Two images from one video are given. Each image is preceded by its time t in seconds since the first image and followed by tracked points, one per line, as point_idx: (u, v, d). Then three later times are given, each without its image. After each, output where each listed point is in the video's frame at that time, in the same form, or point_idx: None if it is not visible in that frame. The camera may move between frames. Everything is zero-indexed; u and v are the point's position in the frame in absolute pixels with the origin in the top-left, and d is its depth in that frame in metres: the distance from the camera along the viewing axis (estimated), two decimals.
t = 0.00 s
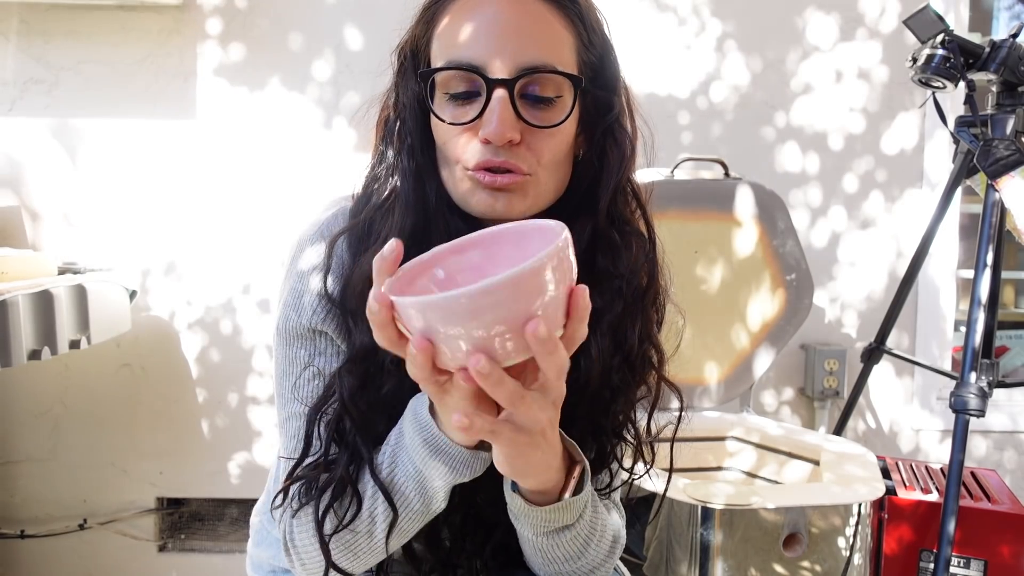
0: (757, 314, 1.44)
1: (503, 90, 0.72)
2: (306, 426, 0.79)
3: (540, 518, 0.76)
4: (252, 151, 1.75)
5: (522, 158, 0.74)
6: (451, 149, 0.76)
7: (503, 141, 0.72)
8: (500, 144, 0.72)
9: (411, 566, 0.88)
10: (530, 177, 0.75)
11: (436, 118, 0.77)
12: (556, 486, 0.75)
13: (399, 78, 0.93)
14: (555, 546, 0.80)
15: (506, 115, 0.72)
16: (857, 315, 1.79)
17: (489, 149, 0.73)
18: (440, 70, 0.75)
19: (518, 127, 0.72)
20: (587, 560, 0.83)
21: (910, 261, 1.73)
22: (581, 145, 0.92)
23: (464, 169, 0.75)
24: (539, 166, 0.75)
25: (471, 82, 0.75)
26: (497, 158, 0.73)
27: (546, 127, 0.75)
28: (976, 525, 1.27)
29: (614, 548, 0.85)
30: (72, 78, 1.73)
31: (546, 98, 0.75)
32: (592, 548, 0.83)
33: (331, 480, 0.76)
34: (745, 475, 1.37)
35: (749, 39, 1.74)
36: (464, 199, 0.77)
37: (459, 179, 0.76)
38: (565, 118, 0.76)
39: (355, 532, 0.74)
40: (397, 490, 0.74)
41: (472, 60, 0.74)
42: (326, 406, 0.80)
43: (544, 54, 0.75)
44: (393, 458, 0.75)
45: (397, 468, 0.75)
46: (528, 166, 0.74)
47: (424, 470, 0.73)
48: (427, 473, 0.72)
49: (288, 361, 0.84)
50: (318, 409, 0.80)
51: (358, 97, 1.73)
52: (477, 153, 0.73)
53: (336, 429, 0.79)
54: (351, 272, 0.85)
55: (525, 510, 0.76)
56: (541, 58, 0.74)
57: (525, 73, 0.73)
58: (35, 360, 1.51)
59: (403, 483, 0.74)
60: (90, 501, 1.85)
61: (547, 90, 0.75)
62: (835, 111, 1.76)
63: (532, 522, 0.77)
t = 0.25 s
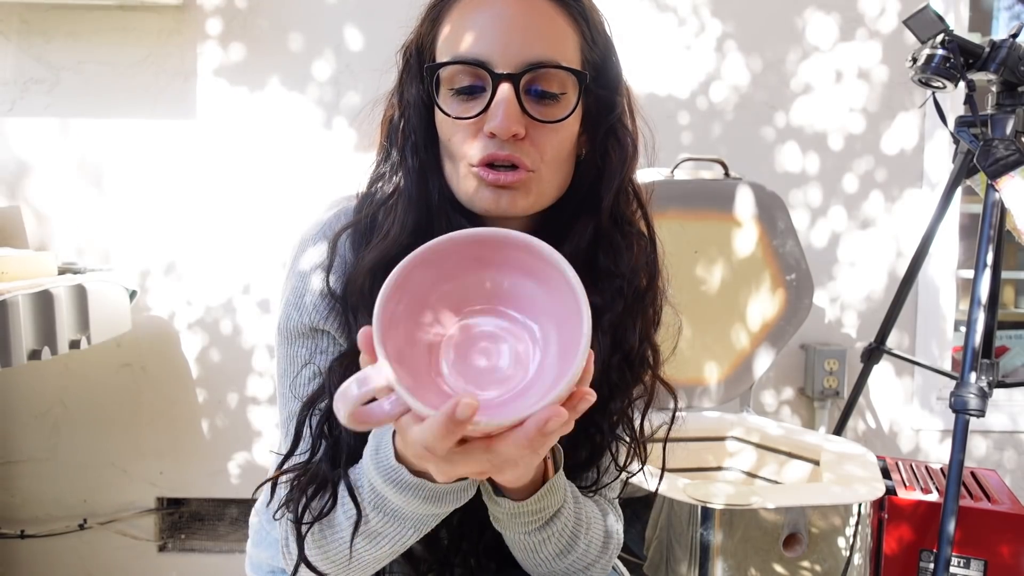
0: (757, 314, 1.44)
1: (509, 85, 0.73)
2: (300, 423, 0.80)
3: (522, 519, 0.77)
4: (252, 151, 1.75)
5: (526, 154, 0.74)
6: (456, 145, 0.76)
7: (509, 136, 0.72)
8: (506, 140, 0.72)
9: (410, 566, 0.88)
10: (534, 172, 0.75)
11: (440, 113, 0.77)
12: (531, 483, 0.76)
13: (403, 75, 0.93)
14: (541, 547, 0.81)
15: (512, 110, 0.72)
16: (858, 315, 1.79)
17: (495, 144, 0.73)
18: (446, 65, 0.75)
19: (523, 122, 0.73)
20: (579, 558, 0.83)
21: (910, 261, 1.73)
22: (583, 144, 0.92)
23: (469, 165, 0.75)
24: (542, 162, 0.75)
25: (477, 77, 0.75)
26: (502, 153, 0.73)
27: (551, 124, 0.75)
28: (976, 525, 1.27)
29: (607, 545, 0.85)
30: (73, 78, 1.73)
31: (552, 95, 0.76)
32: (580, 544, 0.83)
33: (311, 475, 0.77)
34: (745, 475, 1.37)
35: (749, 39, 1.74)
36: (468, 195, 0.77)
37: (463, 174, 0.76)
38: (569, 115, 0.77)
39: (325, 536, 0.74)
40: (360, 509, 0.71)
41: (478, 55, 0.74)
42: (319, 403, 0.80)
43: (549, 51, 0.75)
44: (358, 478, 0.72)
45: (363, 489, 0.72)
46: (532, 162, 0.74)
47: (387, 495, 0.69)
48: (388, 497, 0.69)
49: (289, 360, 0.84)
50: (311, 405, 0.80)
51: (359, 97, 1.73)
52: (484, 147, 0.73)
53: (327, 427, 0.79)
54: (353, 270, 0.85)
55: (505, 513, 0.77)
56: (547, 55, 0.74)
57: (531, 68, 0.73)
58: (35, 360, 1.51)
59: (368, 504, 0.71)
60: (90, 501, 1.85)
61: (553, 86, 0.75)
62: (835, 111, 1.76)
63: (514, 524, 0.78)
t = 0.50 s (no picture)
0: (757, 314, 1.44)
1: (510, 89, 0.73)
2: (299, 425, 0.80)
3: (517, 520, 0.77)
4: (252, 151, 1.75)
5: (527, 157, 0.74)
6: (457, 148, 0.76)
7: (509, 140, 0.72)
8: (506, 143, 0.72)
9: (409, 566, 0.88)
10: (534, 176, 0.75)
11: (441, 115, 0.77)
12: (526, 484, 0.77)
13: (405, 77, 0.93)
14: (538, 547, 0.81)
15: (512, 113, 0.72)
16: (857, 315, 1.79)
17: (495, 148, 0.73)
18: (448, 68, 0.75)
19: (524, 126, 0.72)
20: (578, 558, 0.83)
21: (910, 261, 1.73)
22: (584, 146, 0.92)
23: (469, 168, 0.75)
24: (543, 166, 0.75)
25: (478, 81, 0.74)
26: (502, 157, 0.73)
27: (552, 128, 0.75)
28: (976, 525, 1.27)
29: (607, 545, 0.86)
30: (72, 78, 1.73)
31: (552, 99, 0.76)
32: (579, 543, 0.83)
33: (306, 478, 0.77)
34: (745, 475, 1.37)
35: (749, 39, 1.74)
36: (468, 198, 0.77)
37: (464, 177, 0.76)
38: (570, 120, 0.77)
39: (321, 539, 0.74)
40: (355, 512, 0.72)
41: (479, 59, 0.74)
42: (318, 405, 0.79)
43: (551, 55, 0.75)
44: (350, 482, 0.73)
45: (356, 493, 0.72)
46: (532, 165, 0.74)
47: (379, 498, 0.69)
48: (381, 500, 0.69)
49: (289, 362, 0.84)
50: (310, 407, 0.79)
51: (359, 97, 1.73)
52: (484, 151, 0.73)
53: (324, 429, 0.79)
54: (353, 272, 0.85)
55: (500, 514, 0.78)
56: (549, 58, 0.74)
57: (532, 72, 0.73)
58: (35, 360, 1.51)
59: (361, 508, 0.71)
60: (90, 501, 1.85)
61: (553, 91, 0.75)
62: (835, 111, 1.76)
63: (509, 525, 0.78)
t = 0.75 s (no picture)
0: (757, 314, 1.44)
1: (510, 89, 0.72)
2: (298, 424, 0.80)
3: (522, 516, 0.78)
4: (252, 151, 1.75)
5: (528, 158, 0.74)
6: (458, 148, 0.76)
7: (510, 139, 0.72)
8: (506, 143, 0.72)
9: (408, 565, 0.88)
10: (535, 176, 0.75)
11: (441, 115, 0.77)
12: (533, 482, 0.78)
13: (405, 76, 0.92)
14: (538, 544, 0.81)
15: (513, 114, 0.71)
16: (858, 315, 1.79)
17: (495, 148, 0.73)
18: (449, 68, 0.75)
19: (525, 126, 0.72)
20: (578, 556, 0.83)
21: (910, 260, 1.73)
22: (585, 146, 0.91)
23: (471, 168, 0.75)
24: (543, 166, 0.75)
25: (479, 81, 0.74)
26: (502, 157, 0.73)
27: (552, 127, 0.75)
28: (976, 525, 1.27)
29: (608, 545, 0.85)
30: (72, 78, 1.73)
31: (553, 99, 0.75)
32: (580, 542, 0.83)
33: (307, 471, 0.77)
34: (745, 475, 1.37)
35: (749, 39, 1.74)
36: (468, 197, 0.77)
37: (464, 177, 0.76)
38: (570, 120, 0.77)
39: (322, 533, 0.74)
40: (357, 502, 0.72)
41: (480, 59, 0.74)
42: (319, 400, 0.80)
43: (552, 55, 0.75)
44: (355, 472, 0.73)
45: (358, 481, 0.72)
46: (533, 165, 0.74)
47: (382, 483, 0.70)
48: (383, 484, 0.70)
49: (288, 361, 0.84)
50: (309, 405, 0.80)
51: (359, 97, 1.73)
52: (486, 151, 0.73)
53: (324, 427, 0.80)
54: (353, 272, 0.85)
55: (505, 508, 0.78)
56: (549, 59, 0.74)
57: (532, 72, 0.73)
58: (35, 360, 1.51)
59: (363, 496, 0.71)
60: (90, 501, 1.85)
61: (554, 91, 0.75)
62: (835, 111, 1.76)
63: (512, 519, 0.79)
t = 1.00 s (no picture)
0: (757, 314, 1.44)
1: (512, 91, 0.72)
2: (297, 423, 0.80)
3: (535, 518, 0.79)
4: (252, 151, 1.75)
5: (530, 159, 0.74)
6: (459, 150, 0.76)
7: (512, 141, 0.72)
8: (508, 145, 0.72)
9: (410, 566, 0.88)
10: (537, 177, 0.75)
11: (443, 116, 0.77)
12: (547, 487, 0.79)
13: (407, 76, 0.92)
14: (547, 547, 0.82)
15: (515, 116, 0.72)
16: (858, 315, 1.79)
17: (497, 150, 0.73)
18: (450, 70, 0.75)
19: (526, 128, 0.73)
20: (585, 560, 0.83)
21: (910, 260, 1.73)
22: (585, 145, 0.91)
23: (472, 170, 0.75)
24: (546, 167, 0.75)
25: (480, 83, 0.74)
26: (504, 158, 0.73)
27: (554, 129, 0.75)
28: (976, 525, 1.27)
29: (613, 547, 0.85)
30: (72, 78, 1.73)
31: (554, 101, 0.75)
32: (588, 546, 0.83)
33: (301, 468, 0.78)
34: (745, 475, 1.37)
35: (749, 39, 1.74)
36: (469, 199, 0.77)
37: (466, 179, 0.76)
38: (572, 121, 0.77)
39: (320, 529, 0.75)
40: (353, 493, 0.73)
41: (481, 61, 0.74)
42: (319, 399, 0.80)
43: (553, 57, 0.75)
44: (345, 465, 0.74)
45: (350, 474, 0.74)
46: (535, 166, 0.74)
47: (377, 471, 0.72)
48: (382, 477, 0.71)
49: (289, 360, 0.85)
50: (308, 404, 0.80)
51: (359, 96, 1.73)
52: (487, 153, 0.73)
53: (323, 426, 0.79)
54: (354, 272, 0.85)
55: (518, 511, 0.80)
56: (551, 60, 0.74)
57: (534, 74, 0.73)
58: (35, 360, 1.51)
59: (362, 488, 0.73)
60: (90, 501, 1.85)
61: (556, 93, 0.75)
62: (835, 111, 1.76)
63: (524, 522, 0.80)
